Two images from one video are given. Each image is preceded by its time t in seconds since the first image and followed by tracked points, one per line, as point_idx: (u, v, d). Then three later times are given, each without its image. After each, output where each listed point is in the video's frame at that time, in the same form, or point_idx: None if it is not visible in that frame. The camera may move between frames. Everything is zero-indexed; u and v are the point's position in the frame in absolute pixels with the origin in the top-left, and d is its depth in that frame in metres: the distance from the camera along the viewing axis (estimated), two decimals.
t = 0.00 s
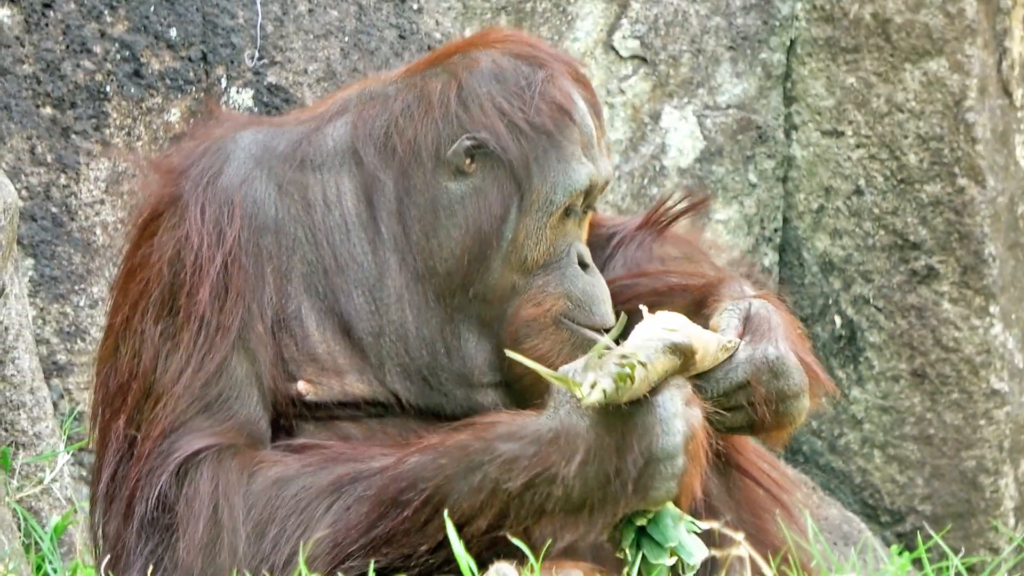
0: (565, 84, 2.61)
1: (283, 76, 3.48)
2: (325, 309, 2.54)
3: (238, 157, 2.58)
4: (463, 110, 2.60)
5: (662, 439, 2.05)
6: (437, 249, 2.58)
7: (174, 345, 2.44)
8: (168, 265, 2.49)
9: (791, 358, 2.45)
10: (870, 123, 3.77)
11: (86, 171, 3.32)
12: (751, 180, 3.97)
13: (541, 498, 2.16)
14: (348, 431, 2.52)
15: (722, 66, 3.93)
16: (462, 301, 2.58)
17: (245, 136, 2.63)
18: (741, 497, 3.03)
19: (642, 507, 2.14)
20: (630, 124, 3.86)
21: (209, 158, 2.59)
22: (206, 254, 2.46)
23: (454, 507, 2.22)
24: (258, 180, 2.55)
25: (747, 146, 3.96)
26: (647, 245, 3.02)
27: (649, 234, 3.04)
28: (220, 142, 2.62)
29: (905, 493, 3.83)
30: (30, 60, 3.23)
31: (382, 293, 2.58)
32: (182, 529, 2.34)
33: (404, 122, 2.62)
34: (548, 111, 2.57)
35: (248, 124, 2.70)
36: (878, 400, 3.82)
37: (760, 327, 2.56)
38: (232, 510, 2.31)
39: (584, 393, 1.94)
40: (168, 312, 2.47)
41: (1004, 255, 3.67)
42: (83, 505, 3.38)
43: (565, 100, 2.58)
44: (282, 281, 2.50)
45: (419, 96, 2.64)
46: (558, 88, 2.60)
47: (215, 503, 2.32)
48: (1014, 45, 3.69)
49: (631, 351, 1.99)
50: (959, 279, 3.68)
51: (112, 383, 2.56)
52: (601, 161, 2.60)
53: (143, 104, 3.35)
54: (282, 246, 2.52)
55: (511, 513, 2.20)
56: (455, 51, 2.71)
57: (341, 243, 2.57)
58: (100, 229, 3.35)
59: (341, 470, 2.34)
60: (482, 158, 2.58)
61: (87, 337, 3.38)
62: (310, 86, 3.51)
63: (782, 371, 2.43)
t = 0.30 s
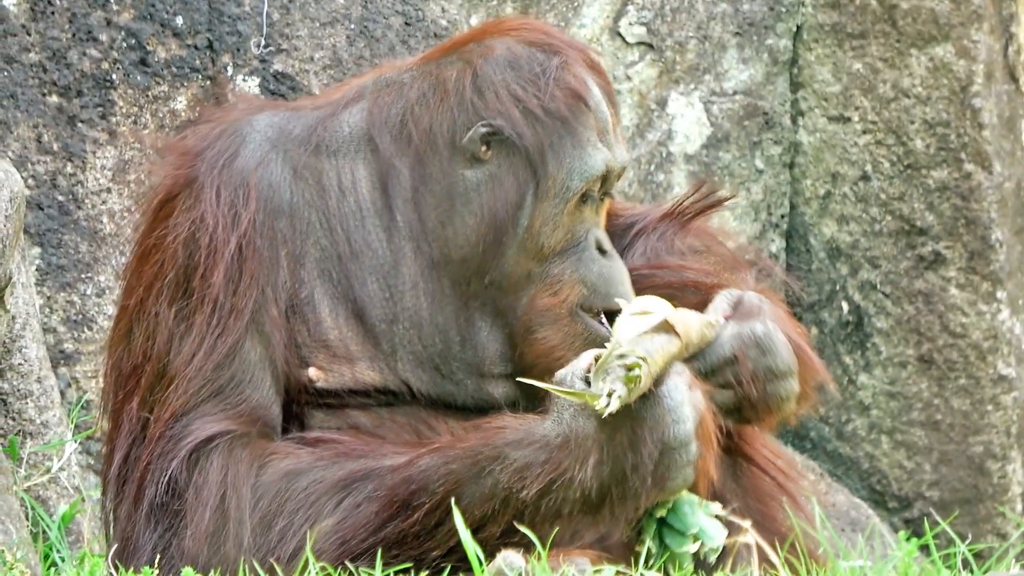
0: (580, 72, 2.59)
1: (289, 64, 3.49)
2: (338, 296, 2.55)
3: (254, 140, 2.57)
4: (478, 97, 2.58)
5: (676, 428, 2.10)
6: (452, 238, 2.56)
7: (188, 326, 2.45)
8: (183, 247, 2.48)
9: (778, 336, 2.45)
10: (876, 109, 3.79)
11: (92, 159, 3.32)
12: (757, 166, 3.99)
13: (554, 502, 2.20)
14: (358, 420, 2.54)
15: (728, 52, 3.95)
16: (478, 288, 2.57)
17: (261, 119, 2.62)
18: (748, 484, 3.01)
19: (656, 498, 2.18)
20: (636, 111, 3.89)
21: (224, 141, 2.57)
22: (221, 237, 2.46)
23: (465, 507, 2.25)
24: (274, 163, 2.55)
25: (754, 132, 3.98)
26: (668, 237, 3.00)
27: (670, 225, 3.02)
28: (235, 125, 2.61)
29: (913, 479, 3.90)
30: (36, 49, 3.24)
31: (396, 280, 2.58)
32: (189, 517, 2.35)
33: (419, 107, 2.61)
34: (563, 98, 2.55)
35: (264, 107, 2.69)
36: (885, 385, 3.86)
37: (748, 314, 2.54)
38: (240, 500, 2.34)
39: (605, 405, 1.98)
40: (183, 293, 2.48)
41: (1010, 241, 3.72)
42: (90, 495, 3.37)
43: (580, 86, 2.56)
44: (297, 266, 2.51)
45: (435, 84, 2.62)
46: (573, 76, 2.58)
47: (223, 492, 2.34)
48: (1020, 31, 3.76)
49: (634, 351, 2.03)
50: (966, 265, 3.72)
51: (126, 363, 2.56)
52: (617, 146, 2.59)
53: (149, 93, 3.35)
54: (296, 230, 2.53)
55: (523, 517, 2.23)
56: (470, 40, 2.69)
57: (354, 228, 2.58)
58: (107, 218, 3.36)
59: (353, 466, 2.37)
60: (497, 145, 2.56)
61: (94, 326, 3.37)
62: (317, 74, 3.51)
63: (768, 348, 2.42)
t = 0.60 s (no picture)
0: (600, 55, 2.61)
1: (297, 52, 3.49)
2: (357, 284, 2.54)
3: (273, 127, 2.58)
4: (501, 82, 2.58)
5: (672, 386, 2.11)
6: (475, 222, 2.57)
7: (204, 314, 2.45)
8: (202, 236, 2.49)
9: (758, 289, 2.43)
10: (886, 95, 3.83)
11: (102, 147, 3.33)
12: (766, 153, 4.03)
13: (565, 488, 2.21)
14: (372, 408, 2.54)
15: (737, 38, 3.98)
16: (502, 268, 2.57)
17: (280, 108, 2.62)
18: (760, 472, 2.97)
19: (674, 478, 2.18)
20: (647, 98, 3.89)
21: (244, 129, 2.58)
22: (240, 225, 2.46)
23: (475, 495, 2.25)
24: (293, 151, 2.55)
25: (763, 118, 4.01)
26: (678, 223, 2.98)
27: (679, 211, 3.01)
28: (255, 113, 2.61)
29: (923, 466, 3.92)
30: (46, 37, 3.25)
31: (416, 267, 2.57)
32: (200, 505, 2.36)
33: (441, 95, 2.60)
34: (585, 79, 2.56)
35: (281, 95, 2.68)
36: (895, 371, 3.88)
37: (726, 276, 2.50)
38: (251, 488, 2.34)
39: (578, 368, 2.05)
40: (200, 281, 2.48)
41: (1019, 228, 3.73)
42: (101, 481, 3.38)
43: (599, 66, 2.58)
44: (314, 255, 2.51)
45: (454, 71, 2.62)
46: (594, 59, 2.59)
47: (234, 481, 2.34)
48: None
49: (611, 315, 2.07)
50: (976, 251, 3.74)
51: (142, 349, 2.57)
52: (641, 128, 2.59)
53: (158, 80, 3.36)
54: (315, 218, 2.53)
55: (535, 504, 2.24)
56: (485, 28, 2.67)
57: (375, 216, 2.57)
58: (117, 206, 3.36)
59: (362, 454, 2.36)
60: (524, 128, 2.56)
61: (104, 314, 3.38)
62: (325, 61, 3.52)
63: (747, 301, 2.40)
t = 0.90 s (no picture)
0: (606, 45, 2.63)
1: (308, 44, 3.50)
2: (363, 274, 2.54)
3: (279, 117, 2.57)
4: (507, 71, 2.61)
5: (683, 386, 2.11)
6: (480, 210, 2.58)
7: (212, 305, 2.45)
8: (209, 225, 2.48)
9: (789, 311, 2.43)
10: (896, 87, 3.85)
11: (111, 139, 3.34)
12: (776, 145, 4.01)
13: (575, 483, 2.20)
14: (379, 400, 2.53)
15: (746, 31, 3.96)
16: (507, 257, 2.58)
17: (286, 96, 2.62)
18: (769, 464, 2.95)
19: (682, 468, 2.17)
20: (655, 89, 3.89)
21: (250, 118, 2.58)
22: (246, 214, 2.45)
23: (485, 489, 2.25)
24: (299, 141, 2.56)
25: (773, 111, 3.99)
26: (697, 218, 2.97)
27: (698, 207, 2.99)
28: (262, 102, 2.61)
29: (932, 457, 3.92)
30: (55, 29, 3.29)
31: (422, 257, 2.58)
32: (210, 497, 2.35)
33: (446, 86, 2.62)
34: (591, 68, 2.59)
35: (288, 85, 2.70)
36: (906, 363, 3.89)
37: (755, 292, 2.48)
38: (261, 480, 2.34)
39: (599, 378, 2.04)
40: (208, 272, 2.48)
41: None
42: (110, 473, 3.37)
43: (604, 57, 2.61)
44: (321, 245, 2.51)
45: (460, 62, 2.64)
46: (599, 48, 2.62)
47: (244, 473, 2.34)
48: None
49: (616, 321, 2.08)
50: (984, 244, 3.79)
51: (149, 341, 2.56)
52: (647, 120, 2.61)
53: (168, 72, 3.38)
54: (321, 207, 2.53)
55: (546, 498, 2.24)
56: (491, 20, 2.71)
57: (380, 205, 2.57)
58: (125, 197, 3.36)
59: (373, 448, 2.36)
60: (528, 117, 2.59)
61: (113, 306, 3.38)
62: (335, 53, 3.51)
63: (776, 323, 2.40)
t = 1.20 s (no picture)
0: (600, 46, 2.90)
1: (330, 51, 3.78)
2: (381, 265, 2.78)
3: (301, 119, 2.81)
4: (509, 73, 2.86)
5: (682, 365, 2.37)
6: (488, 203, 2.83)
7: (241, 295, 2.66)
8: (237, 220, 2.69)
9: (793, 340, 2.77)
10: (880, 91, 4.09)
11: (148, 141, 3.59)
12: (768, 145, 4.35)
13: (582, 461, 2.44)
14: (400, 383, 2.78)
15: (740, 39, 4.30)
16: (515, 249, 2.83)
17: (307, 100, 2.87)
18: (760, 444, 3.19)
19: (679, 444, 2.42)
20: (655, 94, 4.22)
21: (274, 120, 2.81)
22: (271, 209, 2.66)
23: (499, 466, 2.49)
24: (319, 141, 2.79)
25: (765, 113, 4.34)
26: (711, 222, 3.21)
27: (711, 212, 3.23)
28: (285, 106, 2.85)
29: (914, 437, 4.15)
30: (94, 37, 3.50)
31: (436, 247, 2.82)
32: (241, 473, 2.57)
33: (454, 88, 2.88)
34: (586, 68, 2.84)
35: (309, 90, 2.94)
36: (888, 348, 4.14)
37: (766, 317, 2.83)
38: (290, 458, 2.56)
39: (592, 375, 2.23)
40: (237, 264, 2.69)
41: (1004, 216, 3.92)
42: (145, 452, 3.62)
43: (598, 56, 2.87)
44: (342, 237, 2.75)
45: (467, 64, 2.90)
46: (593, 48, 2.89)
47: (273, 450, 2.56)
48: (1016, 17, 3.88)
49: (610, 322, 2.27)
50: (962, 238, 3.97)
51: (184, 330, 2.78)
52: (640, 112, 2.87)
53: (200, 78, 3.63)
54: (341, 202, 2.76)
55: (555, 475, 2.48)
56: (492, 25, 2.96)
57: (395, 200, 2.82)
58: (162, 195, 3.62)
59: (391, 429, 2.61)
60: (530, 115, 2.84)
61: (151, 296, 3.63)
62: (357, 60, 3.81)
63: (780, 349, 2.74)
